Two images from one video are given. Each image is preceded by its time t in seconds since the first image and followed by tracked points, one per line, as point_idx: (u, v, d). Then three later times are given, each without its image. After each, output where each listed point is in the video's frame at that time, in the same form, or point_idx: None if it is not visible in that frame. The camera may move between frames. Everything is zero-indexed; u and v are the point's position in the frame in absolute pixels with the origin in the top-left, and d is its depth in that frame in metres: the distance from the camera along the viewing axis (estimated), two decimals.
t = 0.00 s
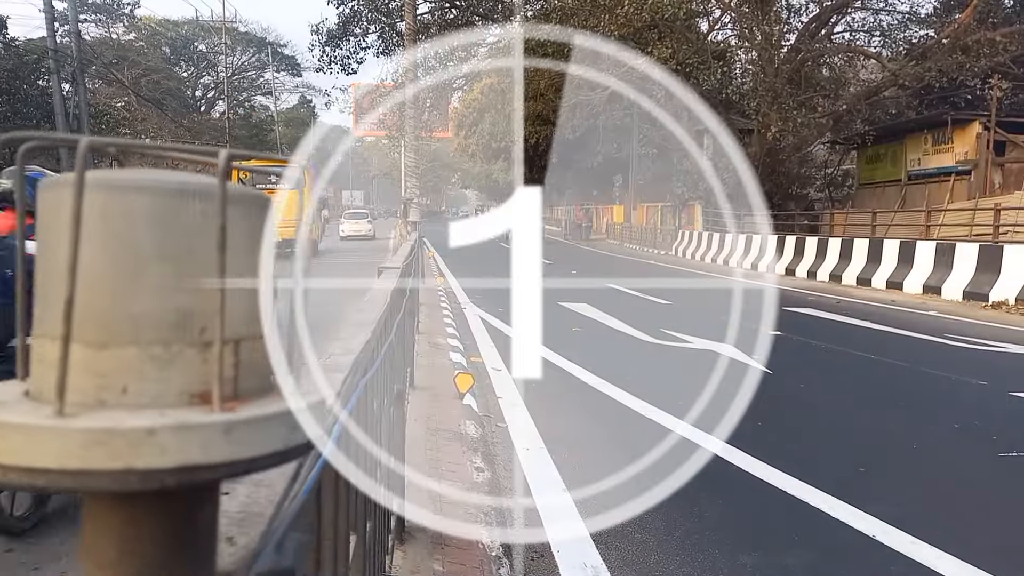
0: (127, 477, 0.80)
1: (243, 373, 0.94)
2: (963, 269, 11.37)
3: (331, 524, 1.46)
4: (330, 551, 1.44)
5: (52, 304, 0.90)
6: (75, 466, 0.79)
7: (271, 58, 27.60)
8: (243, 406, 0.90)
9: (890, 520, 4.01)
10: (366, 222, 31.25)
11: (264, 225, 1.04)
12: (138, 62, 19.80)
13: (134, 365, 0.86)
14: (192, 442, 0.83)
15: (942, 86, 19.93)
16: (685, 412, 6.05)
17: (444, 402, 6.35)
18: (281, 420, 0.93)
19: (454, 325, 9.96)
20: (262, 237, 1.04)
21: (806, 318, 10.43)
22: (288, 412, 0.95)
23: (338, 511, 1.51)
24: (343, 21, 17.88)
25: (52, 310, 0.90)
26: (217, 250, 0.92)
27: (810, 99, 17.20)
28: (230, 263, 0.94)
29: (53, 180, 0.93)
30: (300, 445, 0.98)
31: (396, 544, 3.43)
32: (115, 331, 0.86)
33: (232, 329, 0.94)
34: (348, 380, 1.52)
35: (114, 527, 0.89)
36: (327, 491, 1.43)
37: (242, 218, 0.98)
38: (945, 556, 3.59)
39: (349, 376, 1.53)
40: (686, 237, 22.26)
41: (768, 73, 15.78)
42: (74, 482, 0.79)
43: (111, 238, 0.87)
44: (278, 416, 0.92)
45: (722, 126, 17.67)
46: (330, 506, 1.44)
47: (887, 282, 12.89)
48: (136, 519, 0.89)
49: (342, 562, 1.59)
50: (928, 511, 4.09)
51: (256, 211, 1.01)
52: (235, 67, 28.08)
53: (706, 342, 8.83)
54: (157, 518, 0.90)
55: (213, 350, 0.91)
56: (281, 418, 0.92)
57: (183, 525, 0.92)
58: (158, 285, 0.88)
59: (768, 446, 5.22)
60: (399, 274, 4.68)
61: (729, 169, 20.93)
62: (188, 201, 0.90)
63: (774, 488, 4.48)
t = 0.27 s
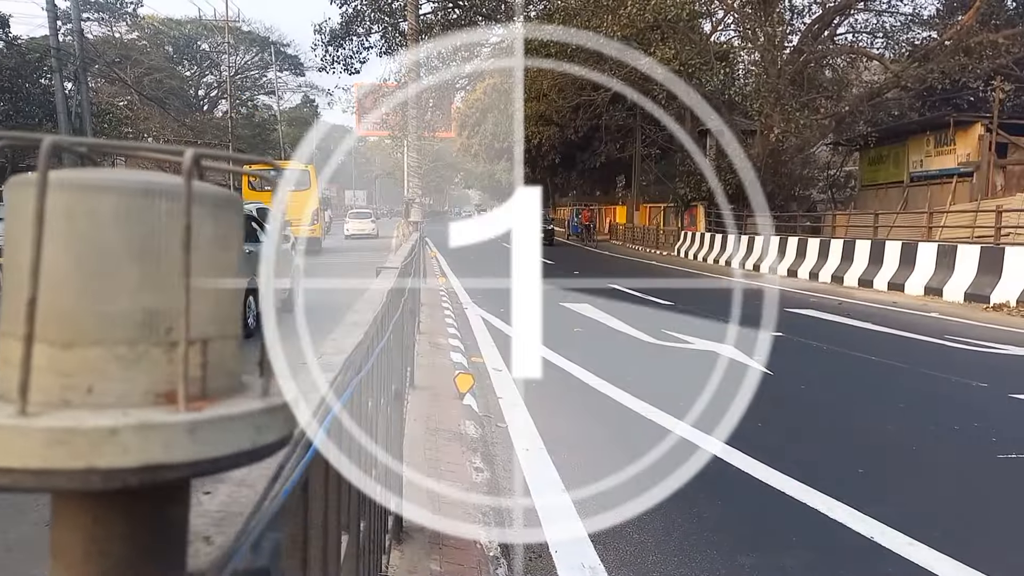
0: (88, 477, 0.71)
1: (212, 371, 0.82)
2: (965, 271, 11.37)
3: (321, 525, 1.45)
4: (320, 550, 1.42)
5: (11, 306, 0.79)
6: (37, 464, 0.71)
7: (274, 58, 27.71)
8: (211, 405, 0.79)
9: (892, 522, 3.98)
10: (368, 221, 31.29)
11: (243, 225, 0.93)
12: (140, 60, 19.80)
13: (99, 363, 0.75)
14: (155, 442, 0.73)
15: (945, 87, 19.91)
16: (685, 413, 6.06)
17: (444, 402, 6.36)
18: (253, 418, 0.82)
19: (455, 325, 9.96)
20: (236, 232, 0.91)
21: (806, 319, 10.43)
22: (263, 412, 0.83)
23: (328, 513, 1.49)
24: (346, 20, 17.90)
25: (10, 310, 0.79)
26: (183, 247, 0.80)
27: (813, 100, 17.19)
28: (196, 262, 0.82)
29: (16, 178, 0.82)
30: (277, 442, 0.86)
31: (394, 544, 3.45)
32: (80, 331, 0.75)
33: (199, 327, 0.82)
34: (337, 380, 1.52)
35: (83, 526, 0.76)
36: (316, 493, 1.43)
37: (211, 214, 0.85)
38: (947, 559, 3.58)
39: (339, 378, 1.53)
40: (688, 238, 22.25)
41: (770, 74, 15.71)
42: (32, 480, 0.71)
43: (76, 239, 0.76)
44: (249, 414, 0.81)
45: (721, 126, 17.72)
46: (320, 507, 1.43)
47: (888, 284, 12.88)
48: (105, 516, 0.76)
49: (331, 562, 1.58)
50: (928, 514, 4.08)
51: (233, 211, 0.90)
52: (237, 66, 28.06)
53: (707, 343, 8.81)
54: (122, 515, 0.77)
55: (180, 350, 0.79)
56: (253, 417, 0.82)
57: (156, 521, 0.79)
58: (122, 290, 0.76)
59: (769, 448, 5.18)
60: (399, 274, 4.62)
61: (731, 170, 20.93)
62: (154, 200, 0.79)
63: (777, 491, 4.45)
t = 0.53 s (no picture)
0: (53, 469, 0.71)
1: (181, 366, 0.82)
2: (967, 274, 11.34)
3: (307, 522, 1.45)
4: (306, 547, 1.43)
5: None
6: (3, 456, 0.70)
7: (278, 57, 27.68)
8: (179, 399, 0.78)
9: (889, 524, 3.99)
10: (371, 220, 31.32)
11: (215, 222, 0.92)
12: (144, 58, 19.76)
13: (67, 357, 0.75)
14: (120, 433, 0.72)
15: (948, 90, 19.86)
16: (684, 414, 6.05)
17: (444, 402, 6.35)
18: (222, 411, 0.80)
19: (455, 325, 9.94)
20: (207, 229, 0.90)
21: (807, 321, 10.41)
22: (232, 407, 0.81)
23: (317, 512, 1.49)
24: (350, 19, 17.94)
25: None
26: (152, 248, 0.80)
27: (816, 102, 17.16)
28: (166, 261, 0.82)
29: None
30: (246, 438, 0.84)
31: (391, 543, 3.45)
32: (48, 324, 0.75)
33: (168, 320, 0.82)
34: (326, 377, 1.52)
35: (53, 518, 0.75)
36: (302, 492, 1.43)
37: (182, 211, 0.84)
38: (942, 562, 3.58)
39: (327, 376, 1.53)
40: (690, 239, 22.24)
41: (773, 75, 15.62)
42: None
43: (42, 234, 0.76)
44: (218, 407, 0.80)
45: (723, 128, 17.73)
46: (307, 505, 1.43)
47: (890, 286, 12.86)
48: (72, 509, 0.75)
49: (319, 559, 1.58)
50: (925, 516, 4.09)
51: (201, 209, 0.89)
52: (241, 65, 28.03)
53: (707, 344, 8.79)
54: (91, 506, 0.76)
55: (148, 345, 0.78)
56: (222, 410, 0.80)
57: (126, 516, 0.78)
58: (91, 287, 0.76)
59: (768, 451, 5.18)
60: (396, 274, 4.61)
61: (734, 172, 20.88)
62: (123, 195, 0.79)
63: (774, 492, 4.46)
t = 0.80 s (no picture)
0: (17, 464, 0.66)
1: (149, 362, 0.75)
2: (969, 277, 11.34)
3: (295, 520, 1.44)
4: (292, 546, 1.42)
5: None
6: None
7: (281, 56, 27.77)
8: (146, 395, 0.73)
9: (887, 528, 3.98)
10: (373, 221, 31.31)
11: (186, 222, 0.85)
12: (147, 58, 19.76)
13: (36, 353, 0.69)
14: (86, 431, 0.67)
15: (952, 93, 19.83)
16: (683, 417, 6.04)
17: (443, 402, 6.35)
18: (189, 408, 0.74)
19: (456, 325, 9.95)
20: (180, 226, 0.84)
21: (807, 323, 10.42)
22: (199, 402, 0.75)
23: (305, 509, 1.48)
24: (354, 20, 17.98)
25: None
26: (118, 247, 0.73)
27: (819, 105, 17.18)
28: (133, 259, 0.75)
29: None
30: (217, 434, 0.77)
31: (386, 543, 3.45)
32: (10, 319, 0.70)
33: (136, 316, 0.75)
34: (315, 373, 1.53)
35: (19, 514, 0.69)
36: (290, 489, 1.42)
37: (150, 208, 0.77)
38: (940, 565, 3.58)
39: (317, 375, 1.52)
40: (692, 241, 22.22)
41: (777, 78, 15.59)
42: None
43: (4, 231, 0.69)
44: (184, 404, 0.73)
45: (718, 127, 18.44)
46: (294, 503, 1.43)
47: (892, 289, 12.85)
48: (39, 503, 0.70)
49: (307, 557, 1.57)
50: (923, 519, 4.09)
51: (173, 207, 0.82)
52: (244, 64, 28.08)
53: (708, 346, 8.77)
54: (61, 501, 0.71)
55: (115, 341, 0.72)
56: (189, 406, 0.74)
57: (94, 514, 0.72)
58: (59, 284, 0.70)
59: (767, 453, 5.18)
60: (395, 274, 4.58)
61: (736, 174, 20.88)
62: (91, 193, 0.72)
63: (772, 494, 4.47)
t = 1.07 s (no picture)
0: None
1: (121, 357, 0.69)
2: (972, 277, 11.31)
3: (284, 515, 1.43)
4: (281, 544, 1.41)
5: None
6: None
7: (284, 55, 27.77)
8: (117, 392, 0.67)
9: (888, 528, 3.97)
10: (376, 218, 31.32)
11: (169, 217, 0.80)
12: (151, 56, 19.76)
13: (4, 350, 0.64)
14: (53, 426, 0.63)
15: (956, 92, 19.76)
16: (684, 416, 6.02)
17: (443, 400, 6.34)
18: (158, 402, 0.68)
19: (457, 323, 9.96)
20: (157, 222, 0.78)
21: (809, 322, 10.40)
22: (168, 397, 0.70)
23: (296, 504, 1.48)
24: (357, 18, 17.94)
25: None
26: (86, 242, 0.67)
27: (822, 103, 17.13)
28: (102, 255, 0.69)
29: None
30: (186, 430, 0.72)
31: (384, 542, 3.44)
32: None
33: (106, 311, 0.69)
34: (308, 370, 1.51)
35: None
36: (278, 486, 1.41)
37: (121, 203, 0.71)
38: (941, 565, 3.56)
39: (308, 370, 1.51)
40: (694, 240, 22.20)
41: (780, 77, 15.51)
42: None
43: None
44: (154, 398, 0.68)
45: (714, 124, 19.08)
46: (283, 499, 1.42)
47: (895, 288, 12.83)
48: (8, 496, 0.68)
49: (298, 554, 1.56)
50: (924, 519, 4.07)
51: (151, 199, 0.76)
52: (247, 62, 28.08)
53: (710, 345, 8.76)
54: (32, 494, 0.69)
55: (83, 335, 0.66)
56: (159, 401, 0.68)
57: (64, 509, 0.71)
58: (29, 279, 0.65)
59: (767, 452, 5.18)
60: (394, 272, 4.56)
61: (738, 172, 20.86)
62: (58, 187, 0.67)
63: (772, 493, 4.46)
